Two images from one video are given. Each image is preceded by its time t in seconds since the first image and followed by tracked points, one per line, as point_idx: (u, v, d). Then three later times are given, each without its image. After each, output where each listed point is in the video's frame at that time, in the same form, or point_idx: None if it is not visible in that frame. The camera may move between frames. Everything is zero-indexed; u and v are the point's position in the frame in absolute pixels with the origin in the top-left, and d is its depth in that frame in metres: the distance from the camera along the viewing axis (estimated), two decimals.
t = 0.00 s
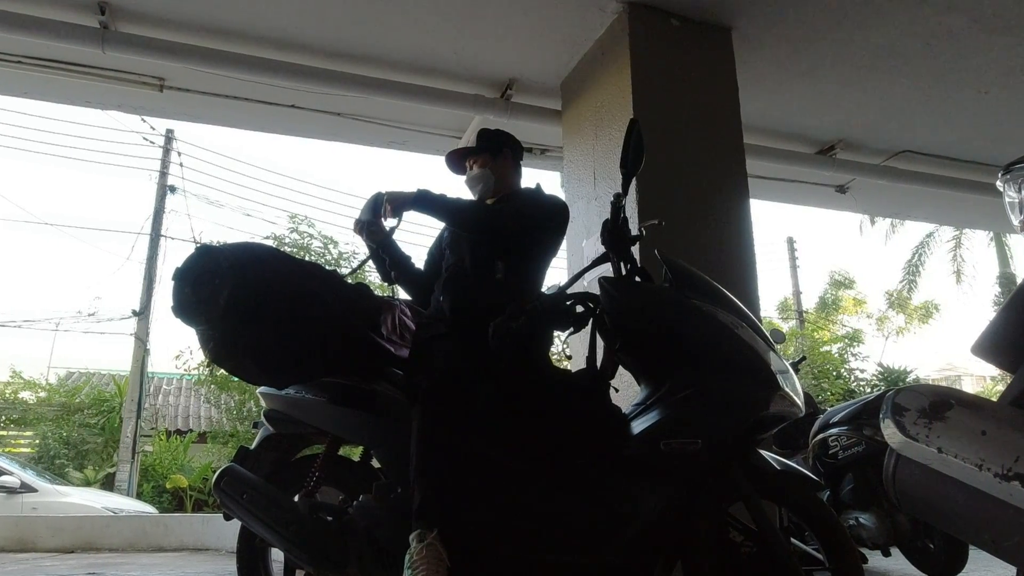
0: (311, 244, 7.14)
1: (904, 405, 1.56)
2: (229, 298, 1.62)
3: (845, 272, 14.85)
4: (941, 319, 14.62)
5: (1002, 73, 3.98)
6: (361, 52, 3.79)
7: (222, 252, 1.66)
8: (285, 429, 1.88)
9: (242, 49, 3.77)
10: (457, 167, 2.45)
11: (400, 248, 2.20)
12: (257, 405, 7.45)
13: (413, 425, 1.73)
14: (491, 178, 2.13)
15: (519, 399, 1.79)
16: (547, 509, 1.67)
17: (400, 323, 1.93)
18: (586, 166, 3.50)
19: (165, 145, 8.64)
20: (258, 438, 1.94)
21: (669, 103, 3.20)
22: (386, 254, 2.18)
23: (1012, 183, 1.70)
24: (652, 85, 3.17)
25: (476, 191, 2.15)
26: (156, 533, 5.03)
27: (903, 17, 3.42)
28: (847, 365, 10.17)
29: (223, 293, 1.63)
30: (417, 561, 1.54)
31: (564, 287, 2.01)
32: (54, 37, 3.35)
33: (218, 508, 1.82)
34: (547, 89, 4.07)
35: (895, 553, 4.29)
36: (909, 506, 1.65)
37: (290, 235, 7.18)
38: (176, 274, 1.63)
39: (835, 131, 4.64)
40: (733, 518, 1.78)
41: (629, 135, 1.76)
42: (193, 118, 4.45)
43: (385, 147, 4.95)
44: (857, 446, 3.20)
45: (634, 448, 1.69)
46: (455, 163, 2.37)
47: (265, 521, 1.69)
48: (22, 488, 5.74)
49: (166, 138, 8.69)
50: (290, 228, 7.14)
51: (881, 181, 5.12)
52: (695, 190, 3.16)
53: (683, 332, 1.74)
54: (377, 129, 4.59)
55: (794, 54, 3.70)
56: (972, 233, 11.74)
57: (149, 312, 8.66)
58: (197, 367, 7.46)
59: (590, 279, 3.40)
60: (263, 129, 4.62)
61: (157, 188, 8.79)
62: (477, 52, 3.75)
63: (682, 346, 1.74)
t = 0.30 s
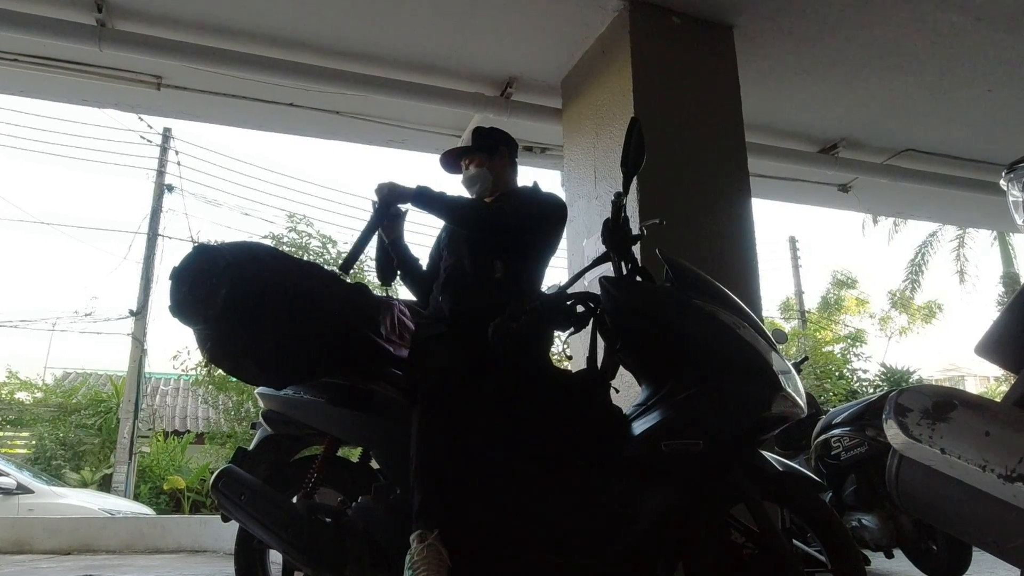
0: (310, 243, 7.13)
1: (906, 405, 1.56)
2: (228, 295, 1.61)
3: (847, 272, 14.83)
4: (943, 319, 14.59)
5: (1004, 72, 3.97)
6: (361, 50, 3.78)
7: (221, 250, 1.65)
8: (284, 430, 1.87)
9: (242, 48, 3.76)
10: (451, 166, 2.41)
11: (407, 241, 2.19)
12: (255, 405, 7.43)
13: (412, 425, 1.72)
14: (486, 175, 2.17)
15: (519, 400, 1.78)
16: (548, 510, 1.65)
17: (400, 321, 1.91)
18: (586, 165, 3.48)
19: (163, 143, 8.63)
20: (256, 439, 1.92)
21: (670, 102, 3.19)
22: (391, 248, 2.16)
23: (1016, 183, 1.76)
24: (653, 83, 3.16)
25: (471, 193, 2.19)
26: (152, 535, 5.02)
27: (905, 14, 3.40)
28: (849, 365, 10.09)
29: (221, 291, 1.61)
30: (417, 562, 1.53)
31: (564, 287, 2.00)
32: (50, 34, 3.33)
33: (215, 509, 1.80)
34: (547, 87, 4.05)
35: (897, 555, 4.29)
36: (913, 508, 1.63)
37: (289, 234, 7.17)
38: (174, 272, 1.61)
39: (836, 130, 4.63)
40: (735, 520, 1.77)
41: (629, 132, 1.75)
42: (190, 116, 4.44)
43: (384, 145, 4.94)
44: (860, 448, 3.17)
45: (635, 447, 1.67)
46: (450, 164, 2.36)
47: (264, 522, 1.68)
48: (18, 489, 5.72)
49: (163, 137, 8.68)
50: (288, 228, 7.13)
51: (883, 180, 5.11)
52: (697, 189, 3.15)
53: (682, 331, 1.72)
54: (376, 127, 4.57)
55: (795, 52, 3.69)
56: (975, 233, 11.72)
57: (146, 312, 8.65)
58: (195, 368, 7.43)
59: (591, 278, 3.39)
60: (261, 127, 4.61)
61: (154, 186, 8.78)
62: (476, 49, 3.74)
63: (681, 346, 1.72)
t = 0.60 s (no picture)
0: (308, 242, 7.12)
1: (909, 406, 1.53)
2: (226, 294, 1.59)
3: (850, 272, 14.81)
4: (947, 319, 14.57)
5: (1007, 70, 3.95)
6: (360, 48, 3.77)
7: (219, 250, 1.63)
8: (282, 430, 1.85)
9: (241, 45, 3.75)
10: (450, 164, 2.39)
11: (421, 235, 2.24)
12: (253, 405, 7.42)
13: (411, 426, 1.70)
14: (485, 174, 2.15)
15: (519, 400, 1.76)
16: (547, 512, 1.64)
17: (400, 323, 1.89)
18: (587, 164, 3.47)
19: (160, 142, 8.62)
20: (254, 440, 1.91)
21: (671, 100, 3.17)
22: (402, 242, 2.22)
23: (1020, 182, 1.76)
24: (654, 81, 3.15)
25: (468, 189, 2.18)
26: (149, 536, 5.02)
27: (907, 12, 3.39)
28: (852, 366, 10.09)
29: (219, 290, 1.59)
30: (416, 564, 1.49)
31: (564, 287, 1.99)
32: (46, 32, 3.32)
33: (213, 510, 1.79)
34: (547, 85, 4.04)
35: (899, 557, 4.28)
36: (914, 509, 1.62)
37: (287, 233, 7.15)
38: (172, 273, 1.60)
39: (838, 129, 4.61)
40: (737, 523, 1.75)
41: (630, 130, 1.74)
42: (188, 114, 4.42)
43: (383, 144, 4.92)
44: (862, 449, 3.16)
45: (636, 448, 1.66)
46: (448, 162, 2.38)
47: (261, 524, 1.66)
48: (15, 489, 5.71)
49: (160, 135, 8.67)
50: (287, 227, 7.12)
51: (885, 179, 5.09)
52: (699, 188, 3.14)
53: (683, 331, 1.71)
54: (375, 126, 4.56)
55: (796, 50, 3.67)
56: (979, 232, 11.69)
57: (144, 311, 8.63)
58: (193, 368, 7.42)
59: (591, 278, 3.38)
60: (260, 125, 4.60)
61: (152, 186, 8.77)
62: (476, 48, 3.72)
63: (682, 347, 1.71)
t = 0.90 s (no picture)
0: (307, 242, 7.10)
1: (913, 406, 1.52)
2: (226, 291, 1.55)
3: (852, 272, 14.80)
4: (950, 319, 14.55)
5: (1010, 68, 3.94)
6: (359, 46, 3.76)
7: (217, 247, 1.59)
8: (280, 431, 1.84)
9: (239, 43, 3.73)
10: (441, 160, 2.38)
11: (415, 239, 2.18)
12: (252, 406, 7.41)
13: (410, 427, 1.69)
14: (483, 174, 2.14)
15: (519, 401, 1.75)
16: (548, 514, 1.63)
17: (399, 323, 1.88)
18: (587, 162, 3.46)
19: (157, 140, 8.59)
20: (252, 440, 1.89)
21: (672, 97, 3.16)
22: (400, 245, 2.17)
23: None
24: (654, 78, 3.13)
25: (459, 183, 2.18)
26: (146, 537, 5.01)
27: (909, 10, 3.37)
28: (855, 366, 10.09)
29: (218, 287, 1.55)
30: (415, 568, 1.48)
31: (565, 287, 1.98)
32: (43, 29, 3.31)
33: (211, 512, 1.77)
34: (547, 83, 4.02)
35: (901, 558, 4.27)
36: (917, 510, 1.61)
37: (286, 232, 7.14)
38: (169, 270, 1.56)
39: (839, 127, 4.60)
40: (739, 525, 1.73)
41: (632, 127, 1.72)
42: (185, 112, 4.41)
43: (382, 142, 4.91)
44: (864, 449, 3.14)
45: (637, 450, 1.64)
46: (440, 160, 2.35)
47: (259, 526, 1.64)
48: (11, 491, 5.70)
49: (157, 133, 8.65)
50: (285, 226, 7.10)
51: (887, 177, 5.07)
52: (700, 186, 3.12)
53: (685, 331, 1.69)
54: (374, 124, 4.55)
55: (797, 48, 3.66)
56: (983, 231, 11.67)
57: (141, 311, 8.62)
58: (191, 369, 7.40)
59: (592, 277, 3.36)
60: (258, 124, 4.58)
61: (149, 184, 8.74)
62: (475, 45, 3.71)
63: (683, 347, 1.69)
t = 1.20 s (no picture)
0: (305, 241, 7.09)
1: (916, 407, 1.52)
2: (223, 296, 1.54)
3: (854, 271, 14.81)
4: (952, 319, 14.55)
5: (1012, 66, 3.93)
6: (358, 44, 3.74)
7: (212, 250, 1.58)
8: (278, 433, 1.83)
9: (237, 42, 3.72)
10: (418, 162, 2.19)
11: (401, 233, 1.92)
12: (250, 406, 7.40)
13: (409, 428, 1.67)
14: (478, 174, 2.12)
15: (519, 402, 1.74)
16: (548, 516, 1.61)
17: (396, 321, 1.86)
18: (587, 161, 3.45)
19: (155, 139, 8.58)
20: (250, 442, 1.88)
21: (673, 96, 3.14)
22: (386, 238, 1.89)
23: None
24: (655, 77, 3.12)
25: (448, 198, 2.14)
26: (142, 539, 5.00)
27: (911, 7, 3.36)
28: (857, 366, 10.09)
29: (215, 292, 1.54)
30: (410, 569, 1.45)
31: (565, 287, 1.97)
32: (40, 28, 3.30)
33: (208, 513, 1.76)
34: (547, 82, 4.01)
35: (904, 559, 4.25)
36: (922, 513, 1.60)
37: (284, 232, 7.13)
38: (165, 273, 1.54)
39: (840, 126, 4.58)
40: (742, 527, 1.71)
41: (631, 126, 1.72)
42: (183, 111, 4.40)
43: (381, 141, 4.90)
44: (868, 450, 3.10)
45: (638, 451, 1.63)
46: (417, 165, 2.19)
47: (256, 527, 1.63)
48: (8, 492, 5.69)
49: (155, 132, 8.64)
50: (284, 225, 7.09)
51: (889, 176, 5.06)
52: (701, 185, 3.11)
53: (685, 331, 1.68)
54: (373, 123, 4.54)
55: (798, 46, 3.64)
56: (985, 231, 11.66)
57: (138, 310, 8.60)
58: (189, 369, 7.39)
59: (591, 276, 3.35)
60: (256, 123, 4.57)
61: (146, 183, 8.73)
62: (474, 43, 3.70)
63: (684, 347, 1.68)
